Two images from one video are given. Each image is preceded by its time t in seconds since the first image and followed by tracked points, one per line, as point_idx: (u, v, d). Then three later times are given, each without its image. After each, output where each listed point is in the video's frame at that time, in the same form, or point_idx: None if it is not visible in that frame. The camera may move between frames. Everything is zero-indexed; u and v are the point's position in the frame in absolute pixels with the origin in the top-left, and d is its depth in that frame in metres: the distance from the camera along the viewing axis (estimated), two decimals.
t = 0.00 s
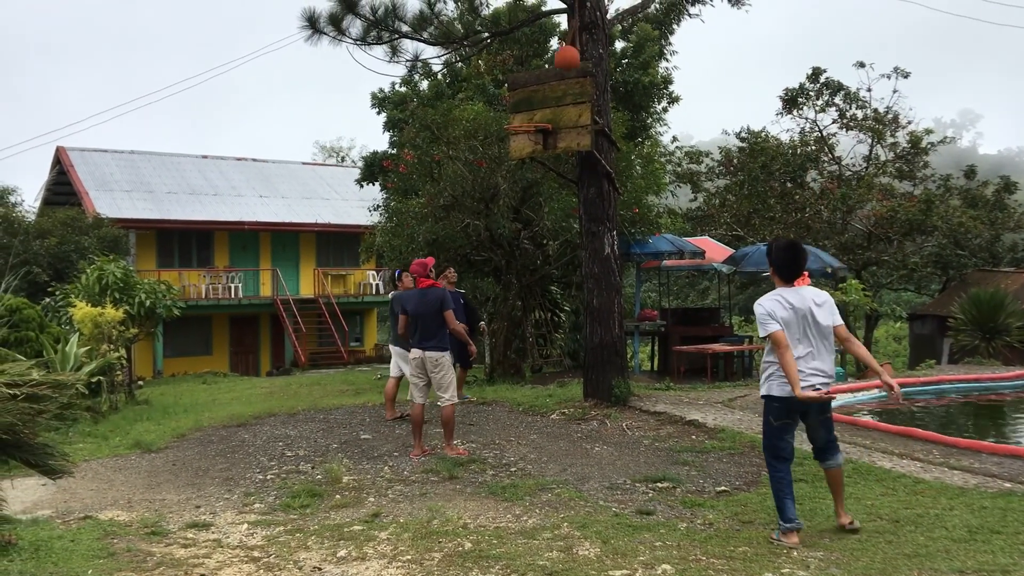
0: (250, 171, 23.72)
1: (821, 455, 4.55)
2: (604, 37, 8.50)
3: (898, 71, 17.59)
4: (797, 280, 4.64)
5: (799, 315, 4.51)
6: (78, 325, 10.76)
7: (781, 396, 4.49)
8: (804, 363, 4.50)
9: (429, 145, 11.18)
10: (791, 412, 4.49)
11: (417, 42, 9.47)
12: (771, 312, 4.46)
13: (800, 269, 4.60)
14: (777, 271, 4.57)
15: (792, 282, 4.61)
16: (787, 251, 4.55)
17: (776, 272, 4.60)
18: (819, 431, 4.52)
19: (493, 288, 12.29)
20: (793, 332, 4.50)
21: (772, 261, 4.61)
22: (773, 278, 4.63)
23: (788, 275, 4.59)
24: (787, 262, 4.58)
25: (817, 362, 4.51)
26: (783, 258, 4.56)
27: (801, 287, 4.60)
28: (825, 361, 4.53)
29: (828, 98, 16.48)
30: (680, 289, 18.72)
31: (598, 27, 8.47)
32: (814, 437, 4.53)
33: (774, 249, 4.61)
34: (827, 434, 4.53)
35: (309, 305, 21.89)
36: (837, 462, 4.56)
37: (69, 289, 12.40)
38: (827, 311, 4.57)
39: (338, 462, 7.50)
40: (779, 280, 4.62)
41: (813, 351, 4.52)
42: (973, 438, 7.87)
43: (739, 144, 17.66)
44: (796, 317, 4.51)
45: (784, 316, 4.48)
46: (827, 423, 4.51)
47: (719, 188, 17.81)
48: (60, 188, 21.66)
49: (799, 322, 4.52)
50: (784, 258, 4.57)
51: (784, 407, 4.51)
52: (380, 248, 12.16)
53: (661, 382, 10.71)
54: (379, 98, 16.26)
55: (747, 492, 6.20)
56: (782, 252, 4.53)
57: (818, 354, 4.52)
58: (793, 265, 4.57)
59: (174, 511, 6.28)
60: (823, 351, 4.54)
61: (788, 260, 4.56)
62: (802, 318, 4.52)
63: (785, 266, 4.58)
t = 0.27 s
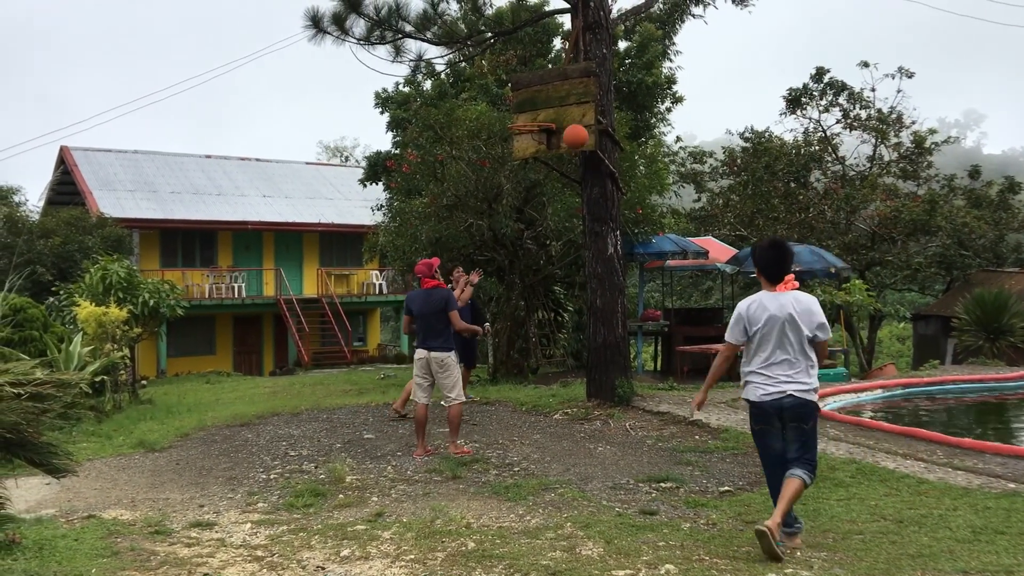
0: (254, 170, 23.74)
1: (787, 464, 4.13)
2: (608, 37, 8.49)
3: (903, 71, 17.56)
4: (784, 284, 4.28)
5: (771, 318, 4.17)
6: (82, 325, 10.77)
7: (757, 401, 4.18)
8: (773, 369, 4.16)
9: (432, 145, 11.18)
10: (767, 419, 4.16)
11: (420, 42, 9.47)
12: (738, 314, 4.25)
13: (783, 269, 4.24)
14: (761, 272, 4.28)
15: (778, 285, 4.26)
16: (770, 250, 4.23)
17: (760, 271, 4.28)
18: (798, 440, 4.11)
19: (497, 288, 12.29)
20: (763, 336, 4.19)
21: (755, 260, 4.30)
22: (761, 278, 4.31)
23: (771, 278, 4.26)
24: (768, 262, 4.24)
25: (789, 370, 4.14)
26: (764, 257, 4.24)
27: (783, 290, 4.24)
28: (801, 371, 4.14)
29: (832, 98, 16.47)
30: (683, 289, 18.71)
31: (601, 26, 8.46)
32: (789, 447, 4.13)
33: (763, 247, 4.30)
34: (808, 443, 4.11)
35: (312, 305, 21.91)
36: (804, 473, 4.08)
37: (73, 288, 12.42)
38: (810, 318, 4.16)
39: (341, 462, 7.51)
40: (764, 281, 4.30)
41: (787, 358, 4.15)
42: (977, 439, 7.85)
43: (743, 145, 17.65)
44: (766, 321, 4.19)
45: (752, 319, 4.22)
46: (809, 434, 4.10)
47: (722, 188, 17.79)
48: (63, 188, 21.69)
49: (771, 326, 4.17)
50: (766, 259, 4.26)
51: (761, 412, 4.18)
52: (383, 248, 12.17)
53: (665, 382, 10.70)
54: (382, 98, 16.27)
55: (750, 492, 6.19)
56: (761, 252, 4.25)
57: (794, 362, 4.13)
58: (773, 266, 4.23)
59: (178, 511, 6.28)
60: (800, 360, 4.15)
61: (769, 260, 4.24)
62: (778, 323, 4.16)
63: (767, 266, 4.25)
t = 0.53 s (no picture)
0: (257, 169, 23.76)
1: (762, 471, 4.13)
2: (612, 35, 8.47)
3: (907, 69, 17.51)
4: (761, 273, 4.29)
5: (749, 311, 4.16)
6: (86, 323, 10.78)
7: (738, 396, 4.19)
8: (752, 363, 4.16)
9: (436, 143, 11.16)
10: (747, 415, 4.17)
11: (424, 40, 9.46)
12: (715, 308, 4.26)
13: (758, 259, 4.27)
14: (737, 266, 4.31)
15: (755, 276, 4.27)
16: (742, 242, 4.28)
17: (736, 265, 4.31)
18: (778, 441, 4.10)
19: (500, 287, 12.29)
20: (741, 329, 4.19)
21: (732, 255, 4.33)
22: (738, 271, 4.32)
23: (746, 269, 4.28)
24: (744, 254, 4.27)
25: (769, 363, 4.13)
26: (738, 249, 4.28)
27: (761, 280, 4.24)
28: (781, 364, 4.13)
29: (836, 97, 16.43)
30: (687, 288, 18.69)
31: (605, 25, 8.45)
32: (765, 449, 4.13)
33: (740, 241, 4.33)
34: (786, 445, 4.10)
35: (315, 303, 21.93)
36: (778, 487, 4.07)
37: (77, 287, 12.43)
38: (789, 308, 4.16)
39: (345, 460, 7.51)
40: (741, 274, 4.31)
41: (764, 351, 4.14)
42: (981, 438, 7.84)
43: (747, 143, 17.63)
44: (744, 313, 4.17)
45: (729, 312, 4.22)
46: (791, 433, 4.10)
47: (726, 187, 17.76)
48: (67, 186, 21.73)
49: (749, 318, 4.16)
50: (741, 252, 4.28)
51: (742, 408, 4.20)
52: (387, 246, 12.18)
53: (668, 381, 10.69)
54: (386, 96, 16.27)
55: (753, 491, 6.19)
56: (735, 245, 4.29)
57: (773, 355, 4.13)
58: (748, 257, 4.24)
59: (182, 508, 6.29)
60: (780, 353, 4.14)
61: (744, 251, 4.27)
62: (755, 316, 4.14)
63: (743, 257, 4.28)
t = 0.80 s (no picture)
0: (260, 168, 23.78)
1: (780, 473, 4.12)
2: (615, 35, 8.48)
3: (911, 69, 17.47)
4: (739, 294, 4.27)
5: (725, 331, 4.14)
6: (90, 322, 10.81)
7: (725, 419, 4.09)
8: (735, 384, 4.08)
9: (440, 143, 11.17)
10: (734, 437, 4.08)
11: (427, 40, 9.47)
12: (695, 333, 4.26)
13: (735, 281, 4.26)
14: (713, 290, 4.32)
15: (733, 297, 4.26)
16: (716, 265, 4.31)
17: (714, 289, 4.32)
18: (784, 455, 4.06)
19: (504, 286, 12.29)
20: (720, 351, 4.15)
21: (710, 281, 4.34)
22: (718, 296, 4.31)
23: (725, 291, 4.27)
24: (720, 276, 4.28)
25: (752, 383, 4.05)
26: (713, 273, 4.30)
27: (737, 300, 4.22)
28: (765, 383, 4.04)
29: (840, 96, 16.42)
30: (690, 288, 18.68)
31: (609, 24, 8.44)
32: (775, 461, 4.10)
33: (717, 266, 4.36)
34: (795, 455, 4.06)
35: (319, 303, 21.95)
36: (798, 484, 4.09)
37: (81, 286, 12.46)
38: (767, 325, 4.09)
39: (348, 459, 7.52)
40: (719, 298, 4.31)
41: (746, 370, 4.07)
42: (985, 438, 7.82)
43: (750, 143, 17.62)
44: (722, 334, 4.15)
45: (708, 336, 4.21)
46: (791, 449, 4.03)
47: (729, 187, 17.74)
48: (71, 186, 21.78)
49: (726, 339, 4.13)
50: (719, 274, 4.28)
51: (728, 431, 4.09)
52: (390, 246, 12.19)
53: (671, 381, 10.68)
54: (389, 95, 16.28)
55: (756, 491, 6.18)
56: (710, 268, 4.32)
57: (755, 374, 4.05)
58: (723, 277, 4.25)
59: (185, 507, 6.30)
60: (763, 372, 4.05)
61: (718, 274, 4.28)
62: (732, 336, 4.11)
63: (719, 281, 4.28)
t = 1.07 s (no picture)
0: (262, 170, 23.80)
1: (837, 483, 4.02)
2: (618, 36, 8.48)
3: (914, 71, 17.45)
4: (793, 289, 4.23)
5: (767, 328, 4.15)
6: (91, 323, 10.82)
7: (757, 414, 4.13)
8: (768, 381, 4.10)
9: (441, 144, 11.17)
10: (763, 434, 4.10)
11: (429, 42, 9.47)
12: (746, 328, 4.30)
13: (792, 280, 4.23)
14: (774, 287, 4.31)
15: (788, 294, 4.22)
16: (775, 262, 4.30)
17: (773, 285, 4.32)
18: (826, 456, 4.00)
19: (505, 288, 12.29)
20: (761, 346, 4.17)
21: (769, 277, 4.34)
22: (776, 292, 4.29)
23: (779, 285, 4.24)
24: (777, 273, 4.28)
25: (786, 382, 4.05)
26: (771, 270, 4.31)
27: (789, 298, 4.19)
28: (799, 383, 4.02)
29: (841, 98, 16.41)
30: (691, 290, 18.68)
31: (610, 26, 8.45)
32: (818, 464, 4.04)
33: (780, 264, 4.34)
34: (842, 456, 3.99)
35: (320, 304, 21.96)
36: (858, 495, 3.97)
37: (82, 287, 12.46)
38: (811, 325, 4.04)
39: (349, 461, 7.52)
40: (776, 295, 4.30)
41: (781, 369, 4.07)
42: (986, 440, 7.81)
43: (751, 145, 17.61)
44: (766, 331, 4.16)
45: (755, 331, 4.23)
46: (829, 449, 3.99)
47: (731, 189, 17.74)
48: (73, 187, 21.80)
49: (768, 335, 4.14)
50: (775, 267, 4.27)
51: (760, 426, 4.12)
52: (391, 247, 12.20)
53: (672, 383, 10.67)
54: (391, 97, 16.30)
55: (758, 493, 6.18)
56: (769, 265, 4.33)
57: (788, 373, 4.04)
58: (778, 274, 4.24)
59: (186, 509, 6.30)
60: (798, 372, 4.03)
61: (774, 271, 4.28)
62: (774, 333, 4.12)
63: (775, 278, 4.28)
